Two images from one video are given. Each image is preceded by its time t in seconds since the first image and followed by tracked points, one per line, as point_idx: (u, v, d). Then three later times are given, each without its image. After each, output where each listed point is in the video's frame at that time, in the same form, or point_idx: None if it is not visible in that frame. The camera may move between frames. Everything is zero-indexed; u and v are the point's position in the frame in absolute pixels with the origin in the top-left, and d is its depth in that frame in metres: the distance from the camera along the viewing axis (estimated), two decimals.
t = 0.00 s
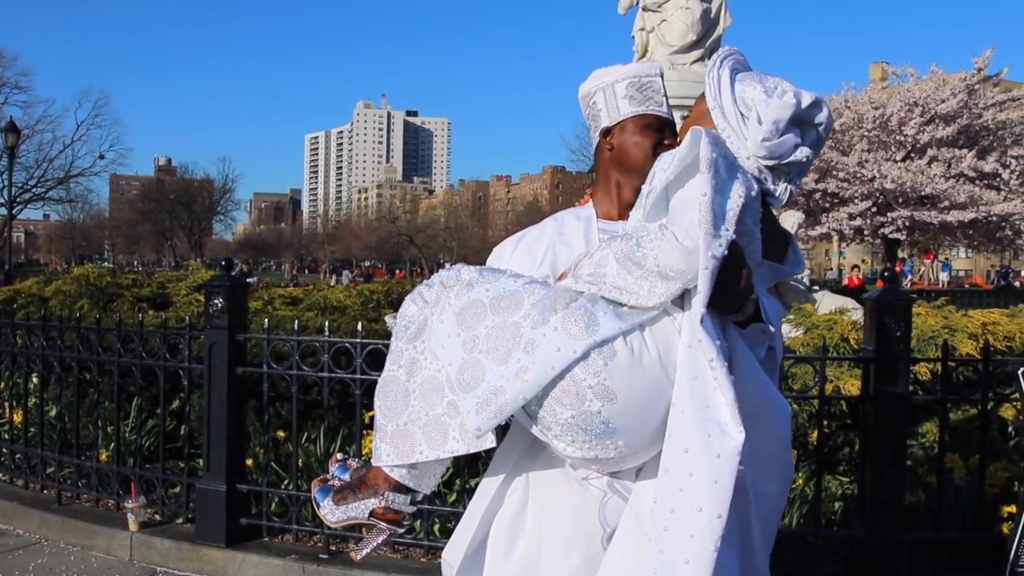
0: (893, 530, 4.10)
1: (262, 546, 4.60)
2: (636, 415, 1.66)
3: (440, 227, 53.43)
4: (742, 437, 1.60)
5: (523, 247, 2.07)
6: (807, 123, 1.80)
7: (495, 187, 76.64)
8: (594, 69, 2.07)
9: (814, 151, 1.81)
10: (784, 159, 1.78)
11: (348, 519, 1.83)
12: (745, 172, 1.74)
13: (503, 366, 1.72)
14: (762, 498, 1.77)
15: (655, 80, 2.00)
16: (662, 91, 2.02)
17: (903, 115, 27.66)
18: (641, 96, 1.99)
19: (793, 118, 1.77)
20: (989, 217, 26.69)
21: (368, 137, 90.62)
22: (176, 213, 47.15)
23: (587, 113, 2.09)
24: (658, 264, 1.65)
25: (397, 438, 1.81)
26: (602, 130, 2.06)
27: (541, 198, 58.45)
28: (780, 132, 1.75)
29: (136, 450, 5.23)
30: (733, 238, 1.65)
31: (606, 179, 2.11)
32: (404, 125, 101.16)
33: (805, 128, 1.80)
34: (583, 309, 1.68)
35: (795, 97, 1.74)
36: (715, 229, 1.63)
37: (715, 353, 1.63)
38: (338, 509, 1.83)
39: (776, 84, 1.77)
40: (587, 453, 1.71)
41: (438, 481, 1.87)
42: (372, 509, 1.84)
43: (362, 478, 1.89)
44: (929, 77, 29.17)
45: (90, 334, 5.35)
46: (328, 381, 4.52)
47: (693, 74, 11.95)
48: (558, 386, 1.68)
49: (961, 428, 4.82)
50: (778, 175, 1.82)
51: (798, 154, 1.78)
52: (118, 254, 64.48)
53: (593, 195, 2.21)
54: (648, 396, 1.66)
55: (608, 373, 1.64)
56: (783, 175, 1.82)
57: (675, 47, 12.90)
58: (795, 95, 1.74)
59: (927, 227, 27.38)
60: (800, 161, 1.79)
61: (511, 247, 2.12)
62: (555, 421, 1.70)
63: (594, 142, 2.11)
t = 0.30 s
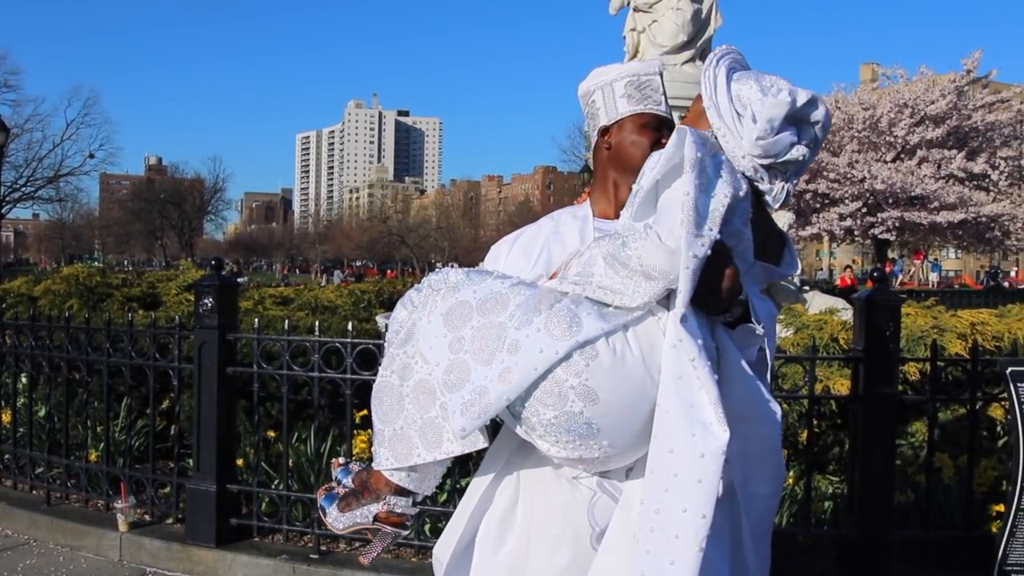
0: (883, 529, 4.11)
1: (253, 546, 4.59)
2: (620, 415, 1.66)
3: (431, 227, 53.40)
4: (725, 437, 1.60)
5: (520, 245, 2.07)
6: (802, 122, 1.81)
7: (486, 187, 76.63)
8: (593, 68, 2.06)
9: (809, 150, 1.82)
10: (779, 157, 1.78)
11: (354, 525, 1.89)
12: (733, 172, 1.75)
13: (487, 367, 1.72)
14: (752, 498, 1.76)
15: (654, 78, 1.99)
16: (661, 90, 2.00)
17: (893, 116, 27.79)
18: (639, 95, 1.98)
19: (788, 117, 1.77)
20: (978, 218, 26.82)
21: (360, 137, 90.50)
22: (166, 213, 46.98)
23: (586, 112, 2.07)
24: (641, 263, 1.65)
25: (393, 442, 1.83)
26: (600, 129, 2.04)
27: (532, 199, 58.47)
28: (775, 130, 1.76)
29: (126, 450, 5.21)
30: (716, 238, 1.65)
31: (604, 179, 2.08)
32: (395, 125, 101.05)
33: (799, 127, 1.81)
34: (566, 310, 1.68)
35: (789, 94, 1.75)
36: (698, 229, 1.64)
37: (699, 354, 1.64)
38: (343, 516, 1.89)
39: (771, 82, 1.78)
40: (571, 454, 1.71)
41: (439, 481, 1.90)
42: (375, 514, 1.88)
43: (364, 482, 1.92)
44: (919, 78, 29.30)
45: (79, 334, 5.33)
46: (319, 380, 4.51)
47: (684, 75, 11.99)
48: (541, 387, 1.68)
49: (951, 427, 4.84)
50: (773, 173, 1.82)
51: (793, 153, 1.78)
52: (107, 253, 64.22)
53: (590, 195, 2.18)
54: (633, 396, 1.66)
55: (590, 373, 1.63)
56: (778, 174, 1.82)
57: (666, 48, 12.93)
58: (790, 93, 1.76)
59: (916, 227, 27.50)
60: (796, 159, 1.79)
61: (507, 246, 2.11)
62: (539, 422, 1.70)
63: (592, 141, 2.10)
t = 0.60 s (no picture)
0: (872, 526, 4.13)
1: (243, 544, 4.58)
2: (596, 413, 1.67)
3: (422, 225, 53.36)
4: (701, 433, 1.59)
5: (514, 240, 2.05)
6: (789, 113, 1.81)
7: (477, 185, 76.60)
8: (594, 61, 2.06)
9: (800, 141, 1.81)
10: (766, 148, 1.78)
11: (355, 520, 1.91)
12: (715, 167, 1.74)
13: (465, 364, 1.74)
14: (739, 496, 1.76)
15: (654, 72, 1.98)
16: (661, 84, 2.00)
17: (882, 115, 27.90)
18: (638, 89, 1.97)
19: (774, 107, 1.78)
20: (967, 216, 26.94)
21: (350, 135, 90.33)
22: (157, 212, 46.80)
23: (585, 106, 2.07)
24: (615, 262, 1.67)
25: (391, 438, 1.84)
26: (599, 123, 2.03)
27: (523, 197, 58.48)
28: (759, 118, 1.76)
29: (116, 449, 5.20)
30: (692, 234, 1.64)
31: (602, 174, 2.07)
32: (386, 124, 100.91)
33: (787, 117, 1.80)
34: (541, 310, 1.69)
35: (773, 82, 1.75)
36: (672, 226, 1.63)
37: (674, 352, 1.63)
38: (345, 512, 1.91)
39: (758, 72, 1.79)
40: (550, 450, 1.73)
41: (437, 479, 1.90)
42: (376, 509, 1.91)
43: (365, 477, 1.94)
44: (909, 77, 29.42)
45: (68, 333, 5.31)
46: (309, 379, 4.50)
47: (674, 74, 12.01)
48: (516, 385, 1.70)
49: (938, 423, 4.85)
50: (764, 164, 1.82)
51: (780, 143, 1.77)
52: (97, 252, 63.94)
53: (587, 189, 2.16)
54: (608, 394, 1.66)
55: (563, 372, 1.65)
56: (768, 166, 1.82)
57: (656, 47, 12.95)
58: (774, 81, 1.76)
59: (906, 226, 27.61)
60: (783, 149, 1.78)
61: (504, 241, 2.10)
62: (515, 420, 1.72)
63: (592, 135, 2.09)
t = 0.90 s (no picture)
0: (866, 523, 4.15)
1: (238, 542, 4.58)
2: (578, 409, 1.68)
3: (418, 223, 53.32)
4: (680, 429, 1.60)
5: (511, 237, 2.04)
6: (778, 102, 1.82)
7: (473, 183, 76.56)
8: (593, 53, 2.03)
9: (789, 131, 1.81)
10: (755, 138, 1.78)
11: (350, 509, 1.93)
12: (700, 158, 1.72)
13: (449, 361, 1.75)
14: (731, 493, 1.76)
15: (654, 64, 1.95)
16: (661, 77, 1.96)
17: (877, 111, 27.97)
18: (637, 82, 1.94)
19: (761, 97, 1.79)
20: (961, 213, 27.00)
21: (346, 133, 90.22)
22: (151, 210, 46.70)
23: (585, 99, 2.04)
24: (595, 258, 1.68)
25: (385, 430, 1.85)
26: (597, 116, 2.01)
27: (519, 195, 58.46)
28: (747, 107, 1.77)
29: (109, 448, 5.18)
30: (673, 228, 1.64)
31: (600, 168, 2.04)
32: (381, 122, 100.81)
33: (776, 107, 1.81)
34: (523, 306, 1.70)
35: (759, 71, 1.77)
36: (650, 222, 1.63)
37: (654, 347, 1.63)
38: (342, 501, 1.93)
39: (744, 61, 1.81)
40: (533, 445, 1.75)
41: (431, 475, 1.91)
42: (369, 500, 1.91)
43: (362, 468, 1.95)
44: (903, 74, 29.46)
45: (62, 331, 5.30)
46: (303, 376, 4.49)
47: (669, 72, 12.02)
48: (498, 381, 1.72)
49: (931, 418, 4.86)
50: (756, 155, 1.82)
51: (769, 133, 1.77)
52: (92, 250, 63.78)
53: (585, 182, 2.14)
54: (590, 390, 1.67)
55: (545, 368, 1.66)
56: (759, 157, 1.82)
57: (651, 44, 12.96)
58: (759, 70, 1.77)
59: (900, 223, 27.66)
60: (773, 139, 1.78)
61: (501, 236, 2.08)
62: (500, 415, 1.74)
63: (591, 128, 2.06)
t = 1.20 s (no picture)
0: (859, 517, 4.16)
1: (231, 539, 4.58)
2: (557, 405, 1.69)
3: (411, 220, 53.26)
4: (654, 425, 1.61)
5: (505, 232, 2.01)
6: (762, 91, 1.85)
7: (466, 180, 76.49)
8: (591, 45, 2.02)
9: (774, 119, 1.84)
10: (741, 127, 1.82)
11: (343, 498, 1.95)
12: (678, 150, 1.73)
13: (431, 356, 1.76)
14: (717, 491, 1.76)
15: (649, 56, 1.94)
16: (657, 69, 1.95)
17: (869, 108, 28.03)
18: (631, 74, 1.93)
19: (746, 86, 1.82)
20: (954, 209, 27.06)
21: (339, 130, 90.05)
22: (144, 207, 46.55)
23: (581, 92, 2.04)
24: (573, 253, 1.70)
25: (374, 424, 1.86)
26: (592, 109, 2.00)
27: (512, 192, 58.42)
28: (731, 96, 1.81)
29: (102, 445, 5.17)
30: (648, 222, 1.65)
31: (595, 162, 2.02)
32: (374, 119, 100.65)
33: (761, 95, 1.84)
34: (502, 303, 1.72)
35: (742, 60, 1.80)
36: (625, 215, 1.64)
37: (629, 343, 1.64)
38: (336, 489, 1.95)
39: (727, 50, 1.84)
40: (516, 441, 1.76)
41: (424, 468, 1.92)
42: (359, 490, 1.92)
43: (355, 458, 1.96)
44: (896, 71, 29.52)
45: (53, 328, 5.28)
46: (296, 372, 4.49)
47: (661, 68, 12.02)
48: (478, 377, 1.73)
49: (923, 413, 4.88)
50: (743, 145, 1.85)
51: (754, 122, 1.81)
52: (84, 247, 63.57)
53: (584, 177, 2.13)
54: (568, 386, 1.69)
55: (522, 364, 1.68)
56: (747, 146, 1.85)
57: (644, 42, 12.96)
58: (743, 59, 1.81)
59: (893, 219, 27.71)
60: (759, 127, 1.82)
61: (496, 233, 2.06)
62: (481, 411, 1.76)
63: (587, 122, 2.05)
